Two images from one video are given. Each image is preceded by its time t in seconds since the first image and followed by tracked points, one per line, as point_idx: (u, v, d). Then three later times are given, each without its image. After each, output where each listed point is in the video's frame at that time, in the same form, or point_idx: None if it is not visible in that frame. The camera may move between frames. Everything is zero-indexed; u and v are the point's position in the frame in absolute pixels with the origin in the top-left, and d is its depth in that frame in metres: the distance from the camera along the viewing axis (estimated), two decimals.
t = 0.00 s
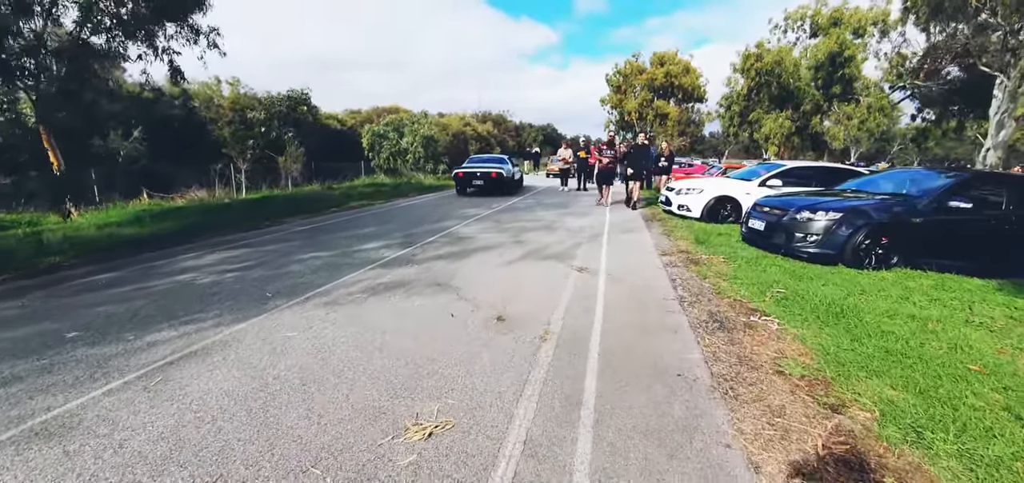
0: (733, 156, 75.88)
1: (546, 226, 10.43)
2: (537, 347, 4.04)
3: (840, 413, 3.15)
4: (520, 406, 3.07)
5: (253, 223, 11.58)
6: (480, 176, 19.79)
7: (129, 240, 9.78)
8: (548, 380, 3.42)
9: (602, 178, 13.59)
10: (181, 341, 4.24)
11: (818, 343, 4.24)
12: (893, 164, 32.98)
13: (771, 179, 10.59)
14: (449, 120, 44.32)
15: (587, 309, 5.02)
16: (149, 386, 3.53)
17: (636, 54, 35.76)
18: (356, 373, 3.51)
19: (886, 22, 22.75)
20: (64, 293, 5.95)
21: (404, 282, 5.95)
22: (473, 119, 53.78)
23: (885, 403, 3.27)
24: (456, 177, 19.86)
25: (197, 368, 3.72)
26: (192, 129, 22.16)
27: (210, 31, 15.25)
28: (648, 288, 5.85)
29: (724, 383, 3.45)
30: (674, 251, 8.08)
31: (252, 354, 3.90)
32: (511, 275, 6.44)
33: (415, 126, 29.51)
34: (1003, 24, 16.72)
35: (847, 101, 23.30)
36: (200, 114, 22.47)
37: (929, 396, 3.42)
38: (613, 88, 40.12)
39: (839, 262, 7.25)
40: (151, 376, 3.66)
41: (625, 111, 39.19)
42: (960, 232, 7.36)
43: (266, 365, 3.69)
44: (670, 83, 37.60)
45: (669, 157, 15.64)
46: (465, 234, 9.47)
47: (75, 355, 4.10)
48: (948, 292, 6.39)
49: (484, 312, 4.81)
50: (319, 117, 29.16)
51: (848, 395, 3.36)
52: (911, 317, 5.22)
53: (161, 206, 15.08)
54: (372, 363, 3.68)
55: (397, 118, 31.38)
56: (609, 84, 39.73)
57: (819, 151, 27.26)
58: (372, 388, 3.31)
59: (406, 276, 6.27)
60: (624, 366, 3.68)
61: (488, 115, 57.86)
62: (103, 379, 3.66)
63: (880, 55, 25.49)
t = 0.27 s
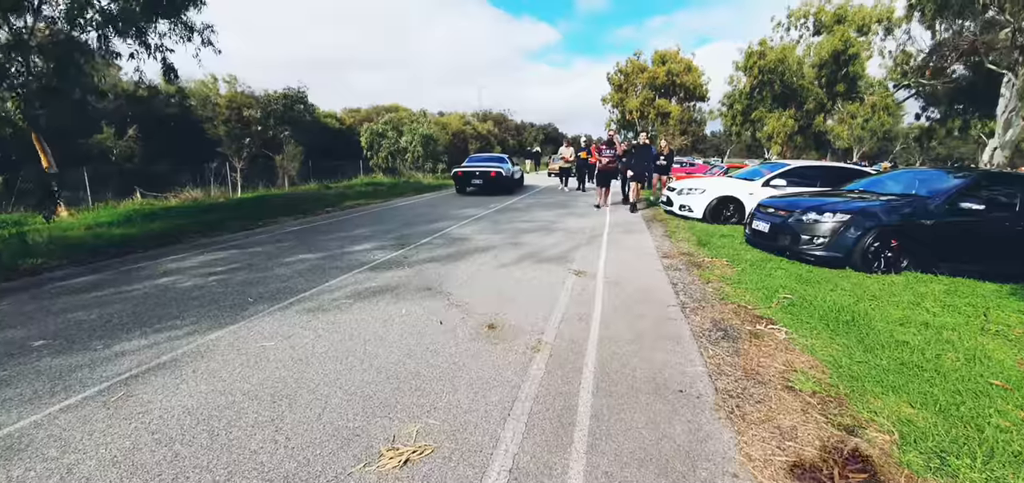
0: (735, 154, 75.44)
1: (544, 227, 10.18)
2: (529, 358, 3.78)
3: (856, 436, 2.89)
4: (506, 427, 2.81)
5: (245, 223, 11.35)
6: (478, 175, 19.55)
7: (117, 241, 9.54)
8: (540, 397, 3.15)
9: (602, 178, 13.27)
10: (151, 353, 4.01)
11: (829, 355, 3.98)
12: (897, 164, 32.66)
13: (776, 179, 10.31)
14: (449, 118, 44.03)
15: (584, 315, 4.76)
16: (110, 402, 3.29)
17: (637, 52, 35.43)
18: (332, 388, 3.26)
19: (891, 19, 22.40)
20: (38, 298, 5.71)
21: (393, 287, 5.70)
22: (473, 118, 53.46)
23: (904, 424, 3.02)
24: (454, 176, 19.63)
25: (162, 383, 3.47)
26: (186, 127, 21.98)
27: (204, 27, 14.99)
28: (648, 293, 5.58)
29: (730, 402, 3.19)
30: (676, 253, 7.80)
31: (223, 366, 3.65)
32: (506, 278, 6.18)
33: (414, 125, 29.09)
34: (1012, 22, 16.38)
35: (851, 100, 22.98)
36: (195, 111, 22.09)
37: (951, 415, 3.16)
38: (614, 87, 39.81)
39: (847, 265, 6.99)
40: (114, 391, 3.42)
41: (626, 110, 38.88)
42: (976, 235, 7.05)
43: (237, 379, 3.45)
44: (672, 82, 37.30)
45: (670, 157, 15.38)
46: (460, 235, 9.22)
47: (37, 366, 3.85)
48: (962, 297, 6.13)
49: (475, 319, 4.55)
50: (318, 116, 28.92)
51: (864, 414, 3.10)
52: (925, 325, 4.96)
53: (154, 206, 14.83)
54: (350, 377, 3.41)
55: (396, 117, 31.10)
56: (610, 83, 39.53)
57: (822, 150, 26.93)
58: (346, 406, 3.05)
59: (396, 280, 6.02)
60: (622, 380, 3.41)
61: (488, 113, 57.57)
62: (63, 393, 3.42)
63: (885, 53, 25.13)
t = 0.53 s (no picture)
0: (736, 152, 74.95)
1: (541, 227, 9.82)
2: (519, 376, 3.39)
3: (891, 470, 2.50)
4: (489, 464, 2.44)
5: (233, 226, 11.02)
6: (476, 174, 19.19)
7: (98, 245, 9.21)
8: (529, 425, 2.78)
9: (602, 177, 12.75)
10: (104, 372, 3.67)
11: (851, 371, 3.59)
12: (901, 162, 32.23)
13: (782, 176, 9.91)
14: (447, 117, 43.62)
15: (579, 324, 4.39)
16: (46, 430, 2.93)
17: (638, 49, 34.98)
18: (294, 414, 2.91)
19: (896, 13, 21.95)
20: None
21: (376, 292, 5.34)
22: (473, 116, 53.05)
23: (945, 455, 2.62)
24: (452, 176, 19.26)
25: (107, 409, 3.13)
26: (178, 126, 21.74)
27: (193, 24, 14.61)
28: (650, 297, 5.19)
29: (744, 429, 2.80)
30: (678, 254, 7.43)
31: (179, 389, 3.30)
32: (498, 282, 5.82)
33: (411, 124, 28.72)
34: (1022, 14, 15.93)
35: (856, 96, 22.56)
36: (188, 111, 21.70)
37: (996, 443, 2.75)
38: (614, 84, 39.39)
39: (860, 267, 6.60)
40: (53, 416, 3.08)
41: (626, 108, 38.46)
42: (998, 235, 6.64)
43: (189, 405, 3.11)
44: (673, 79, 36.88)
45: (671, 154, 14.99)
46: (453, 236, 8.88)
47: None
48: (984, 301, 5.74)
49: (461, 329, 4.21)
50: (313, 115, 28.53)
51: (898, 442, 2.71)
52: (950, 334, 4.58)
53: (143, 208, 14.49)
54: (313, 401, 3.04)
55: (393, 116, 30.70)
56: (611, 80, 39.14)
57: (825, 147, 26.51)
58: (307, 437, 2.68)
59: (382, 285, 5.67)
60: (623, 403, 3.03)
61: (488, 112, 57.16)
62: None
63: (889, 48, 24.68)
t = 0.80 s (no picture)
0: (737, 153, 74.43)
1: (538, 230, 9.45)
2: (506, 406, 3.02)
3: None
4: None
5: (220, 227, 10.66)
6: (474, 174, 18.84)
7: (76, 247, 8.85)
8: (515, 471, 2.40)
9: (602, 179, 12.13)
10: (46, 396, 3.31)
11: (876, 400, 3.22)
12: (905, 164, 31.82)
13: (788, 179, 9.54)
14: (446, 116, 43.21)
15: (576, 339, 4.02)
16: None
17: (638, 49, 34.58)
18: (248, 451, 2.57)
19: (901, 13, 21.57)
20: None
21: (358, 302, 4.98)
22: (472, 115, 52.58)
23: None
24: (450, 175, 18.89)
25: (36, 445, 2.75)
26: (170, 123, 21.34)
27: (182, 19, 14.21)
28: (653, 308, 4.82)
29: (762, 475, 2.43)
30: (681, 260, 7.05)
31: (123, 421, 2.93)
32: (489, 291, 5.45)
33: (409, 123, 28.32)
34: None
35: (860, 97, 22.18)
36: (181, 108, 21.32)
37: None
38: (614, 84, 38.99)
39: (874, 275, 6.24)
40: None
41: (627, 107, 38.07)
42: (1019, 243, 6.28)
43: (132, 440, 2.75)
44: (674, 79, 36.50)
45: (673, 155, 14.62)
46: (446, 239, 8.51)
47: None
48: (1008, 313, 5.37)
49: (446, 346, 3.85)
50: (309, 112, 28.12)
51: None
52: (978, 353, 4.21)
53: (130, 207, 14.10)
54: (269, 439, 2.67)
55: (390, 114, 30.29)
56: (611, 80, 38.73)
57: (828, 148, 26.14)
58: None
59: (365, 293, 5.31)
60: (623, 441, 2.66)
61: (487, 112, 56.72)
62: None
63: (893, 48, 24.29)
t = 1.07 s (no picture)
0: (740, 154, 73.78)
1: (540, 233, 9.09)
2: (503, 439, 2.66)
3: None
4: None
5: (212, 229, 10.34)
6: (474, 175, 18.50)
7: (61, 251, 8.54)
8: None
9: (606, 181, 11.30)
10: None
11: (920, 434, 2.87)
12: (911, 165, 31.35)
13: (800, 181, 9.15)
14: (448, 116, 42.85)
15: (581, 357, 3.66)
16: None
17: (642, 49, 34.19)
18: None
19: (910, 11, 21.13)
20: None
21: (345, 314, 4.64)
22: (473, 116, 52.20)
23: None
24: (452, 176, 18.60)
25: None
26: (167, 124, 21.09)
27: (177, 15, 13.88)
28: (665, 320, 4.45)
29: None
30: (691, 266, 6.67)
31: (68, 460, 2.58)
32: (487, 301, 5.09)
33: (409, 123, 27.99)
34: None
35: (869, 97, 21.72)
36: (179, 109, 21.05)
37: None
38: (617, 84, 38.61)
39: (895, 284, 5.88)
40: None
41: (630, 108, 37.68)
42: None
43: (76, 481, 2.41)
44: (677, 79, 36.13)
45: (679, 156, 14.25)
46: (445, 244, 8.17)
47: None
48: None
49: (437, 366, 3.50)
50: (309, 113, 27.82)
51: None
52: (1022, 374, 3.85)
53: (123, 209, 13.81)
54: None
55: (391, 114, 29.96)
56: (614, 80, 38.41)
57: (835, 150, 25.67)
58: None
59: (353, 303, 4.96)
60: None
61: (489, 112, 56.34)
62: None
63: (902, 48, 23.84)
